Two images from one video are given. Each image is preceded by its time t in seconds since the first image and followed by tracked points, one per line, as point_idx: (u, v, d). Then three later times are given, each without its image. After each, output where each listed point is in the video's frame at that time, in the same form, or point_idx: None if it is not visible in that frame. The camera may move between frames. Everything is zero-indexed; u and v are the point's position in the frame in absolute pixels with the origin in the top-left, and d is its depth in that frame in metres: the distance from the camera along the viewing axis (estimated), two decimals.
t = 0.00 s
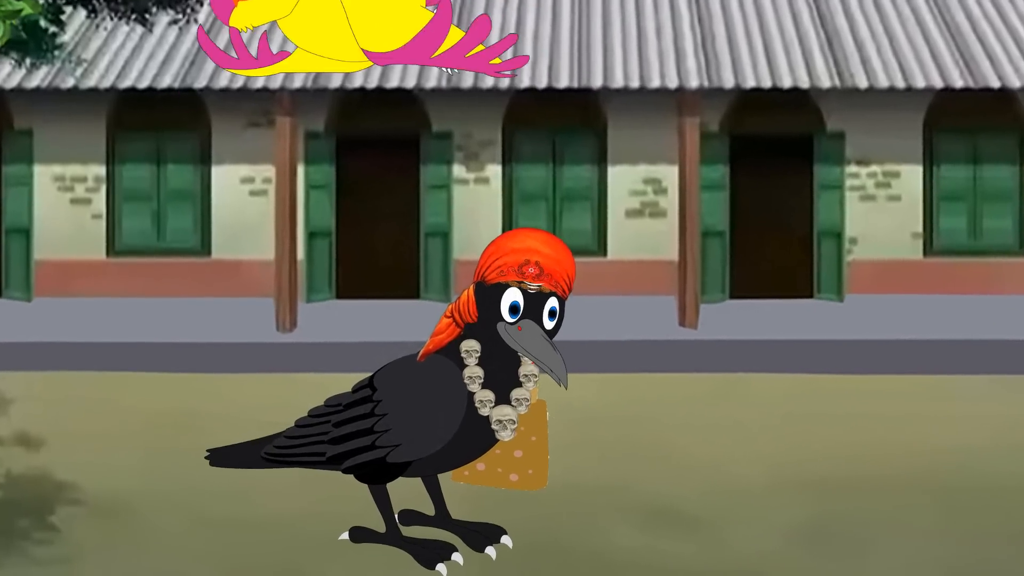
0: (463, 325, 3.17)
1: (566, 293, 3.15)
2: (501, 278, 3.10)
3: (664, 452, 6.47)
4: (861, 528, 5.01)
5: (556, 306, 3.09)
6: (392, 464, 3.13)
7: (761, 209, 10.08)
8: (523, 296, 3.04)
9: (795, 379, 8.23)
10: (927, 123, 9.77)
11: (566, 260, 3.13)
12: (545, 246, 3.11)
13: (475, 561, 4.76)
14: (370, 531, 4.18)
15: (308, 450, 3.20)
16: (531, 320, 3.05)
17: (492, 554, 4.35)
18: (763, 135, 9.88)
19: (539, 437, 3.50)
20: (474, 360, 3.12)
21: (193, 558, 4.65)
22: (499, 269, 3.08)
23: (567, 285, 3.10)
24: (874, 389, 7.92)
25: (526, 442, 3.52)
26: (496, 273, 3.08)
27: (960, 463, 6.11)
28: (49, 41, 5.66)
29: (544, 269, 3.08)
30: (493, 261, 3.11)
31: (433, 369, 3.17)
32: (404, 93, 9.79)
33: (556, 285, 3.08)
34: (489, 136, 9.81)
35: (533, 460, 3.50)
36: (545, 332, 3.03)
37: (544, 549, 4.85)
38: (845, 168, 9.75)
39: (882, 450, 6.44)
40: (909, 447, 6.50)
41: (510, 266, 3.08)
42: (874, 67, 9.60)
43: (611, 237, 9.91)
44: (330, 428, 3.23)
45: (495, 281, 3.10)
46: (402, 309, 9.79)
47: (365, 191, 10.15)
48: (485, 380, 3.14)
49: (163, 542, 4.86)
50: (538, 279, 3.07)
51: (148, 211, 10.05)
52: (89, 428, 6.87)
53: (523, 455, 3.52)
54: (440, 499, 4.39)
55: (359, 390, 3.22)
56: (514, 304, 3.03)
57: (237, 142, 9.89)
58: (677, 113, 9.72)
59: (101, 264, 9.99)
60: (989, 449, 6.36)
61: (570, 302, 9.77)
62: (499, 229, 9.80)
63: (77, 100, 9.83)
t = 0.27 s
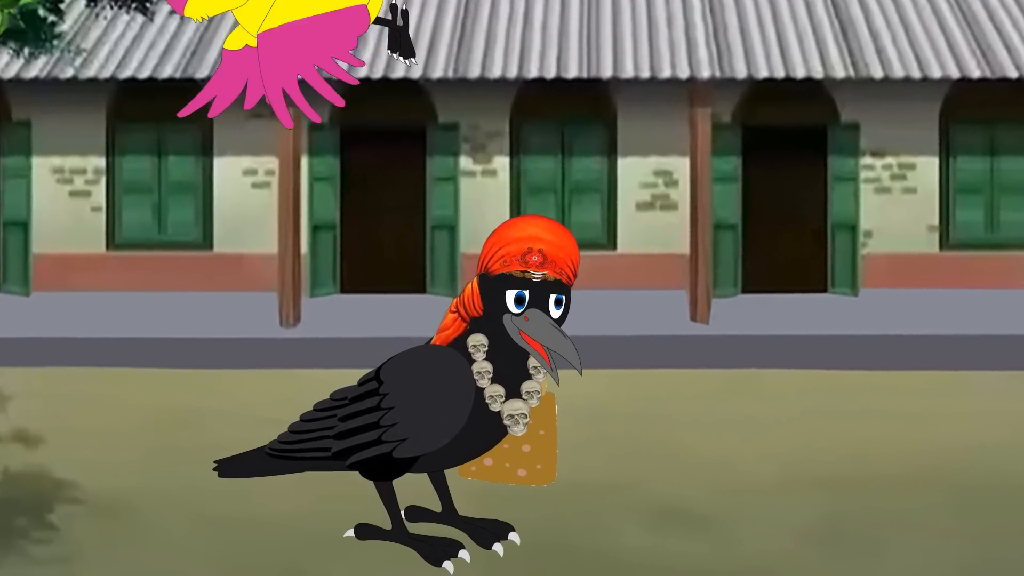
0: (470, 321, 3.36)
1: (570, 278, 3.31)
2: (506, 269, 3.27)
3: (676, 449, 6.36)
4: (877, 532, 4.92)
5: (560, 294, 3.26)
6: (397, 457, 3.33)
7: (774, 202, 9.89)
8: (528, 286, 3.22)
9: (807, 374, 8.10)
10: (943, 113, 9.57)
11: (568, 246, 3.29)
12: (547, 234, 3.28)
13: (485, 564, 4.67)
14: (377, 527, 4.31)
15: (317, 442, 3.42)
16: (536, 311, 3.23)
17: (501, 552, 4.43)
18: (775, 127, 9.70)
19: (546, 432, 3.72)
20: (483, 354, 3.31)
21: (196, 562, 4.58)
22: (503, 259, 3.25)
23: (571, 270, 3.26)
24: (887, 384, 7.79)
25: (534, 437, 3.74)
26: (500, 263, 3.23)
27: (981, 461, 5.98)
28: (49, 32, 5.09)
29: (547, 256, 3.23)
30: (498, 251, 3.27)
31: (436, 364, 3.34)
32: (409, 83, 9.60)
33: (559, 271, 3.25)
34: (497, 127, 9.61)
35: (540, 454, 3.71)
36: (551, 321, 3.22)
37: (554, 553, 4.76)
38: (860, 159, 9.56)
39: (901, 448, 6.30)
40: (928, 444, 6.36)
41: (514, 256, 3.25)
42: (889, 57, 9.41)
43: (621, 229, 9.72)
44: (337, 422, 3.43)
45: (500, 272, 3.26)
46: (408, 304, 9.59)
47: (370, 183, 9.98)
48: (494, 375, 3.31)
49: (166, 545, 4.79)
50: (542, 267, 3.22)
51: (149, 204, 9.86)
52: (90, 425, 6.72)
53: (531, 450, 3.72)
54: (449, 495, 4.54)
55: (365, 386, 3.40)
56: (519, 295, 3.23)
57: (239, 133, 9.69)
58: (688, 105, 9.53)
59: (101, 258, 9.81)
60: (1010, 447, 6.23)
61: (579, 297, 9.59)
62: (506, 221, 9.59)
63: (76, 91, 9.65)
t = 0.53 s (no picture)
0: (475, 318, 3.19)
1: (579, 275, 3.16)
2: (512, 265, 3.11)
3: (691, 446, 6.21)
4: (901, 534, 4.78)
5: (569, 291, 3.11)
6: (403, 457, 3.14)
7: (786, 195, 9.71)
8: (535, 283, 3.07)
9: (821, 370, 7.93)
10: (960, 104, 9.38)
11: (577, 241, 3.12)
12: (556, 229, 3.12)
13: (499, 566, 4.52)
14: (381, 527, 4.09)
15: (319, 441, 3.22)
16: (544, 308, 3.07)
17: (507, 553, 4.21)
18: (788, 118, 9.52)
19: (555, 430, 3.53)
20: (489, 352, 3.14)
21: (200, 564, 4.43)
22: (509, 255, 3.09)
23: (580, 267, 3.10)
24: (903, 381, 7.62)
25: (543, 436, 3.55)
26: (506, 260, 3.08)
27: (1005, 459, 5.81)
28: (48, 22, 4.70)
29: (555, 253, 3.07)
30: (504, 246, 3.12)
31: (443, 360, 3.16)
32: (415, 74, 9.42)
33: (568, 268, 3.09)
34: (505, 118, 9.43)
35: (549, 453, 3.52)
36: (559, 319, 3.08)
37: (570, 555, 4.61)
38: (874, 151, 9.39)
39: (920, 446, 6.13)
40: (949, 442, 6.18)
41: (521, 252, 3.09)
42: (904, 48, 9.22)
43: (631, 222, 9.54)
44: (341, 420, 3.23)
45: (506, 268, 3.10)
46: (414, 298, 9.44)
47: (375, 176, 9.77)
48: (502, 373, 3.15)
49: (169, 546, 4.64)
50: (550, 264, 3.07)
51: (149, 196, 9.67)
52: (88, 421, 6.56)
53: (539, 449, 3.53)
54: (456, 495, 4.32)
55: (371, 381, 3.21)
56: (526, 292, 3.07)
57: (241, 124, 9.51)
58: (700, 96, 9.35)
59: (101, 252, 9.63)
60: None
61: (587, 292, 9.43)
62: (514, 213, 9.41)
63: (77, 81, 9.48)
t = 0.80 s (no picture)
0: (482, 312, 3.02)
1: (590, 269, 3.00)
2: (519, 259, 2.95)
3: (707, 443, 6.02)
4: (930, 533, 4.59)
5: (579, 286, 2.94)
6: (410, 455, 2.97)
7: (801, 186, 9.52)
8: (544, 277, 2.90)
9: (837, 366, 7.74)
10: (975, 95, 9.20)
11: (586, 236, 2.97)
12: (564, 222, 2.96)
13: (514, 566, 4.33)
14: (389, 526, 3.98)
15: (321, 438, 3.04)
16: (553, 302, 2.91)
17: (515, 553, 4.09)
18: (801, 110, 9.36)
19: (563, 427, 3.41)
20: (497, 348, 2.98)
21: (204, 565, 4.25)
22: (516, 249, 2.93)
23: (589, 262, 2.95)
24: (922, 376, 7.43)
25: (550, 433, 3.44)
26: (513, 254, 2.92)
27: None
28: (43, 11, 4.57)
29: (564, 246, 2.92)
30: (511, 239, 2.96)
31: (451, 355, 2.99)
32: (421, 64, 9.26)
33: (577, 262, 2.94)
34: (512, 109, 9.25)
35: (557, 451, 3.41)
36: (568, 315, 2.90)
37: (588, 555, 4.43)
38: (889, 143, 9.21)
39: (943, 443, 5.95)
40: (971, 439, 6.00)
41: (526, 246, 2.93)
42: (918, 37, 9.05)
43: (641, 216, 9.36)
44: (346, 416, 3.04)
45: (513, 262, 2.95)
46: (419, 292, 9.26)
47: (380, 168, 9.59)
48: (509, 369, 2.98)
49: (171, 546, 4.46)
50: (558, 258, 2.91)
51: (150, 188, 9.49)
52: (87, 418, 6.38)
53: (547, 447, 3.42)
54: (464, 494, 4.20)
55: (376, 377, 3.02)
56: (535, 286, 2.90)
57: (244, 115, 9.34)
58: (711, 86, 9.17)
59: (101, 246, 9.45)
60: None
61: (596, 286, 9.25)
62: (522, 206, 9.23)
63: (76, 73, 9.32)
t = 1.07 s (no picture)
0: (489, 305, 2.92)
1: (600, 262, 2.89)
2: (527, 251, 2.85)
3: (725, 440, 5.86)
4: (962, 535, 4.42)
5: (589, 278, 2.83)
6: (415, 452, 2.86)
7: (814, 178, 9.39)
8: (553, 269, 2.79)
9: (852, 363, 7.58)
10: (991, 87, 9.05)
11: (596, 227, 2.87)
12: (573, 214, 2.86)
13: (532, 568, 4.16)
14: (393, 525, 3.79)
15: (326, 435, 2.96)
16: (562, 295, 2.81)
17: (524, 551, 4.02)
18: (814, 101, 9.20)
19: (573, 423, 3.21)
20: (504, 342, 2.87)
21: (209, 568, 4.07)
22: (524, 241, 2.83)
23: (599, 255, 2.84)
24: (941, 373, 7.26)
25: (559, 429, 3.23)
26: (522, 246, 2.81)
27: None
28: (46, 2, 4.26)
29: (573, 238, 2.82)
30: (518, 231, 2.85)
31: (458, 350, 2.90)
32: (427, 55, 9.09)
33: (587, 254, 2.83)
34: (520, 101, 9.09)
35: (566, 447, 3.20)
36: (578, 306, 2.80)
37: (608, 558, 4.26)
38: (903, 135, 9.05)
39: (963, 440, 5.80)
40: (992, 436, 5.85)
41: (534, 238, 2.82)
42: (934, 28, 8.88)
43: (651, 209, 9.20)
44: (350, 413, 2.96)
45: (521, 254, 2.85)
46: (425, 287, 9.11)
47: (385, 160, 9.46)
48: (517, 363, 2.88)
49: (174, 547, 4.29)
50: (568, 249, 2.81)
51: (150, 181, 9.32)
52: (86, 414, 6.22)
53: (555, 442, 3.22)
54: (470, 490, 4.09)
55: (380, 372, 2.94)
56: (543, 278, 2.79)
57: (246, 107, 9.17)
58: (723, 77, 9.00)
59: (101, 240, 9.29)
60: None
61: (605, 281, 9.09)
62: (530, 199, 9.06)
63: (76, 63, 9.16)
